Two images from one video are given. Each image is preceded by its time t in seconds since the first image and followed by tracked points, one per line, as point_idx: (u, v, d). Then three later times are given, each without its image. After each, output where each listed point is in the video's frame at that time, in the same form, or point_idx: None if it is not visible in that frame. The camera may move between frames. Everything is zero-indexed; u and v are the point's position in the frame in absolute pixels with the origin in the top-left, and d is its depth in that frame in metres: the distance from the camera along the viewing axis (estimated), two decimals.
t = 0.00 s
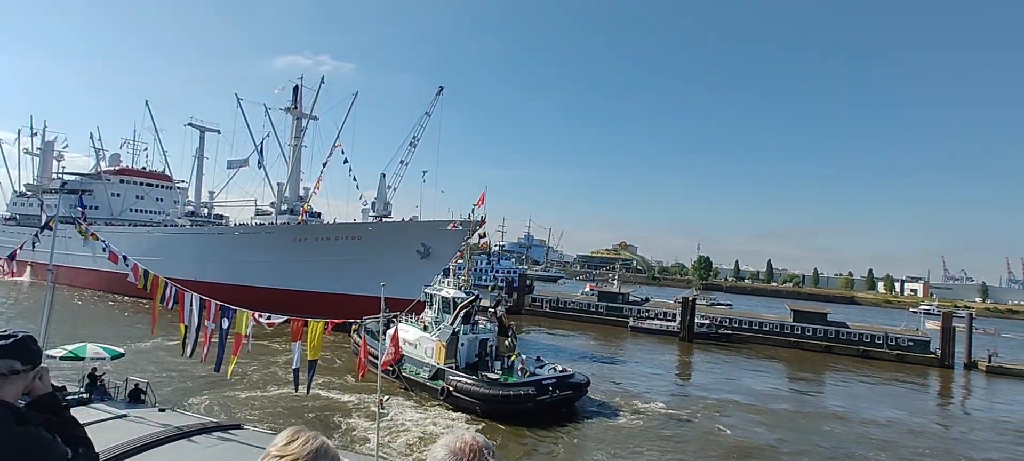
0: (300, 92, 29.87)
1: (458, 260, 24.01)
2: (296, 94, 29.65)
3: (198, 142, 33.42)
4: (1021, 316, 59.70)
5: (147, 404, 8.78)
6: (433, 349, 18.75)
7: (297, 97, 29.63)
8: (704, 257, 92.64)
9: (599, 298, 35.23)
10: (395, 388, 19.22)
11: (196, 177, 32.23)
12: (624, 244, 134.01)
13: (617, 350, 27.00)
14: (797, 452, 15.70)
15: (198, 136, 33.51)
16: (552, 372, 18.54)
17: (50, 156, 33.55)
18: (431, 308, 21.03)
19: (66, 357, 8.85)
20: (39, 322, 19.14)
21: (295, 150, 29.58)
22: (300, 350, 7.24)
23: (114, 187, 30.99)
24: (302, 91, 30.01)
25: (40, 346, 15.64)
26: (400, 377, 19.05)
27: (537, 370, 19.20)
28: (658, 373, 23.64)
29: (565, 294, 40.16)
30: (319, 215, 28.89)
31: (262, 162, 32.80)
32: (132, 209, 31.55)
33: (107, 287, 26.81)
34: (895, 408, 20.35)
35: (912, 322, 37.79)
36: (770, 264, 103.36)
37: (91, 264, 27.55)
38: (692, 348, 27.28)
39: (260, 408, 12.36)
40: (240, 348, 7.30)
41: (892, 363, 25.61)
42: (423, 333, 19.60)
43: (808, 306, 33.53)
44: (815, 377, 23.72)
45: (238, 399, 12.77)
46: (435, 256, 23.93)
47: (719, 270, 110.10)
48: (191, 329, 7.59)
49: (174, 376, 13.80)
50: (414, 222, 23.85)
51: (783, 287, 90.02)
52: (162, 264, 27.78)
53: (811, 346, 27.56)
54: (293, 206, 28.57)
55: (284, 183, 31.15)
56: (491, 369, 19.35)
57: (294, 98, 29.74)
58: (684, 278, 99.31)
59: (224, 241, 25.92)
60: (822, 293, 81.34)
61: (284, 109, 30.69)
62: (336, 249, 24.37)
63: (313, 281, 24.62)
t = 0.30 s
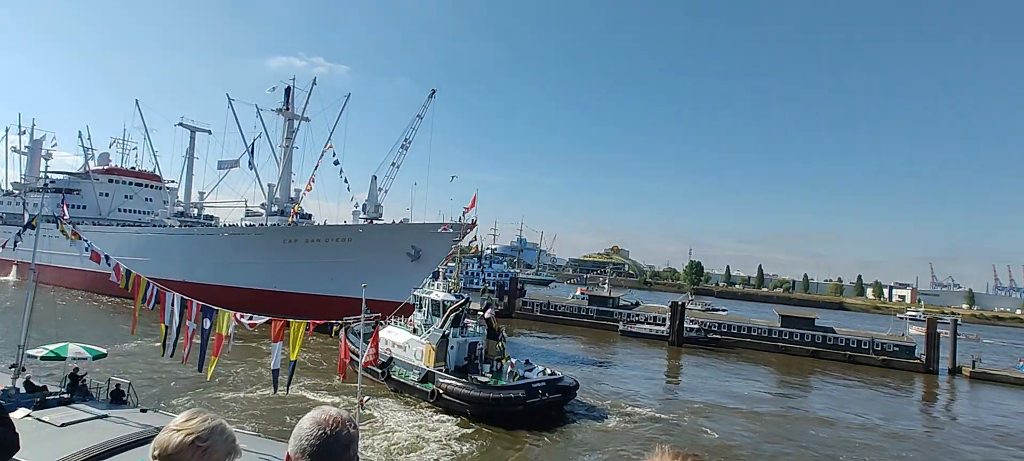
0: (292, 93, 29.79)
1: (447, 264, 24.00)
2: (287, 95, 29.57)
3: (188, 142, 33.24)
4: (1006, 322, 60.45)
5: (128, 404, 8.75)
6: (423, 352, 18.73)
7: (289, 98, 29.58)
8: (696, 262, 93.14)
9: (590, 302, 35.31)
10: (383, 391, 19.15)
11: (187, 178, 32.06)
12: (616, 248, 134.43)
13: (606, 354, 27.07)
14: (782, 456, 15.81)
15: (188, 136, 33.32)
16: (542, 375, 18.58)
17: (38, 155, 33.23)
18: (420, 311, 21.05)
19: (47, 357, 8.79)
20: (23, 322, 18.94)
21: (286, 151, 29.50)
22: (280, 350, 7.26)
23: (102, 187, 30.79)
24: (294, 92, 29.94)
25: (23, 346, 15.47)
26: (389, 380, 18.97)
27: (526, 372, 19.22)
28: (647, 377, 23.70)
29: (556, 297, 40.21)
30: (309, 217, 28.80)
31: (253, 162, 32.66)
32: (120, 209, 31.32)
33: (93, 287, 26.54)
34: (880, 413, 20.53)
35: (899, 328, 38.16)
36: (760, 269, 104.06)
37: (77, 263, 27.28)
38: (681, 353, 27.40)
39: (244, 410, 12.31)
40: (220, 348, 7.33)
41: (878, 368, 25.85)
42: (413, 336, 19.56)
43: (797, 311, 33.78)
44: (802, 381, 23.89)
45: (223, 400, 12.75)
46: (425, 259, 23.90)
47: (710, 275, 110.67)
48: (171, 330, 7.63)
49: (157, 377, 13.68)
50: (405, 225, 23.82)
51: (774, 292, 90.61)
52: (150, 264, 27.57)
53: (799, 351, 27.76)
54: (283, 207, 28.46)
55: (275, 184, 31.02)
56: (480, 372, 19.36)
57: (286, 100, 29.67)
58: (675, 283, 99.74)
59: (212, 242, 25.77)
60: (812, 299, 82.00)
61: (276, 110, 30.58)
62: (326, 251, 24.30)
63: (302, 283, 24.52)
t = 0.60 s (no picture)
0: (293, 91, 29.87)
1: (447, 261, 24.08)
2: (289, 93, 29.66)
3: (190, 139, 33.37)
4: (1008, 321, 60.38)
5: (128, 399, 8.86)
6: (424, 349, 18.82)
7: (290, 95, 29.66)
8: (698, 261, 93.06)
9: (590, 299, 35.36)
10: (383, 388, 19.21)
11: (189, 175, 32.21)
12: (618, 246, 134.54)
13: (606, 352, 27.13)
14: (780, 454, 15.83)
15: (190, 134, 33.46)
16: (542, 372, 18.64)
17: (42, 152, 33.42)
18: (420, 309, 21.16)
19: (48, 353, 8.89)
20: (25, 318, 19.08)
21: (287, 148, 29.60)
22: (275, 346, 7.39)
23: (105, 184, 30.97)
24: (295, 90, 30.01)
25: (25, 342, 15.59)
26: (389, 377, 19.04)
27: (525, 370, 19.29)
28: (646, 375, 23.75)
29: (557, 295, 40.28)
30: (311, 214, 28.92)
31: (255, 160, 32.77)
32: (123, 206, 31.50)
33: (95, 284, 26.71)
34: (880, 412, 20.53)
35: (900, 327, 38.14)
36: (762, 268, 103.92)
37: (80, 260, 27.47)
38: (680, 350, 27.45)
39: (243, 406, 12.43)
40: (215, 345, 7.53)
41: (878, 367, 25.84)
42: (413, 333, 19.64)
43: (797, 310, 33.77)
44: (801, 380, 23.92)
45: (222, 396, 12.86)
46: (426, 256, 23.99)
47: (712, 273, 110.52)
48: (167, 326, 7.77)
49: (157, 374, 13.78)
50: (406, 223, 23.93)
51: (776, 290, 90.59)
52: (152, 261, 27.73)
53: (799, 349, 27.76)
54: (284, 204, 28.59)
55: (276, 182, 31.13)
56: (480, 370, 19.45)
57: (288, 97, 29.75)
58: (677, 281, 99.68)
59: (214, 239, 25.90)
60: (814, 297, 81.90)
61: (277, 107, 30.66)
62: (327, 249, 24.42)
63: (303, 280, 24.63)
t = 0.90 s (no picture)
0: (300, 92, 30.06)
1: (453, 260, 24.19)
2: (296, 94, 29.87)
3: (199, 142, 33.71)
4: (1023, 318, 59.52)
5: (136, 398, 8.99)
6: (431, 348, 18.93)
7: (297, 97, 29.86)
8: (707, 259, 92.60)
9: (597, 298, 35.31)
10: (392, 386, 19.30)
11: (198, 177, 32.55)
12: (626, 245, 134.19)
13: (612, 350, 27.10)
14: (788, 451, 15.75)
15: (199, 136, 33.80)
16: (548, 370, 18.68)
17: (55, 156, 33.92)
18: (427, 307, 21.27)
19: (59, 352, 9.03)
20: (38, 319, 19.37)
21: (294, 149, 29.84)
22: (277, 344, 7.63)
23: (116, 186, 31.39)
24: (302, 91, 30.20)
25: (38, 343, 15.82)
26: (398, 376, 19.13)
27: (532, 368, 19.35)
28: (653, 373, 23.70)
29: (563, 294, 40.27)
30: (318, 215, 29.13)
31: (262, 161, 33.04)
32: (134, 208, 31.90)
33: (107, 285, 27.08)
34: (890, 409, 20.33)
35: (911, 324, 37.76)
36: (772, 266, 103.20)
37: (91, 262, 27.84)
38: (687, 348, 27.35)
39: (250, 404, 12.59)
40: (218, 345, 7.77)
41: (888, 363, 25.62)
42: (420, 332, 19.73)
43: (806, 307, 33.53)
44: (809, 377, 23.75)
45: (230, 395, 13.03)
46: (433, 256, 24.08)
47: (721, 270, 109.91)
48: (171, 324, 8.20)
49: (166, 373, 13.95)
50: (414, 223, 24.05)
51: (786, 288, 89.95)
52: (162, 262, 28.07)
53: (808, 347, 27.57)
54: (292, 205, 28.82)
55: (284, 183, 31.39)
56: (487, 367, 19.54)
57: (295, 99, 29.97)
58: (685, 279, 99.21)
59: (223, 240, 26.16)
60: (824, 294, 81.26)
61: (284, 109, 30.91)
62: (335, 249, 24.60)
63: (311, 280, 24.80)
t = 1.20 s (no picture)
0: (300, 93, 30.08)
1: (452, 260, 24.23)
2: (295, 95, 29.89)
3: (199, 143, 33.76)
4: None
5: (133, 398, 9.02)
6: (432, 348, 18.92)
7: (297, 97, 29.89)
8: (708, 259, 92.54)
9: (597, 297, 35.30)
10: (392, 387, 19.26)
11: (198, 178, 32.61)
12: (627, 244, 133.98)
13: (611, 349, 27.09)
14: (787, 450, 15.72)
15: (200, 137, 33.86)
16: (548, 369, 18.71)
17: (56, 157, 34.03)
18: (426, 307, 21.28)
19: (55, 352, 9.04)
20: (38, 320, 19.40)
21: (294, 150, 29.89)
22: (270, 343, 7.79)
23: (116, 188, 31.50)
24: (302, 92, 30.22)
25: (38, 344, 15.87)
26: (398, 376, 19.09)
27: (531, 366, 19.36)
28: (652, 372, 23.69)
29: (563, 293, 40.26)
30: (318, 215, 29.18)
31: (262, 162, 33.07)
32: (135, 209, 32.01)
33: (107, 287, 27.14)
34: (891, 408, 20.28)
35: (912, 323, 37.68)
36: (773, 265, 103.05)
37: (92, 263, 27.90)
38: (687, 348, 27.33)
39: (249, 404, 12.62)
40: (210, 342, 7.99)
41: (888, 362, 25.58)
42: (419, 332, 19.75)
43: (806, 306, 33.49)
44: (809, 376, 23.72)
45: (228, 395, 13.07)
46: (432, 256, 24.11)
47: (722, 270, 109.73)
48: (164, 323, 8.37)
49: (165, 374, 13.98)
50: (412, 223, 24.07)
51: (788, 287, 89.80)
52: (162, 264, 28.11)
53: (807, 346, 27.54)
54: (291, 206, 28.87)
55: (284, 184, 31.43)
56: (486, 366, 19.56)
57: (294, 99, 29.98)
58: (687, 278, 99.10)
59: (223, 241, 26.21)
60: (826, 293, 81.11)
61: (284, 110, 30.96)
62: (334, 249, 24.63)
63: (310, 281, 24.84)
